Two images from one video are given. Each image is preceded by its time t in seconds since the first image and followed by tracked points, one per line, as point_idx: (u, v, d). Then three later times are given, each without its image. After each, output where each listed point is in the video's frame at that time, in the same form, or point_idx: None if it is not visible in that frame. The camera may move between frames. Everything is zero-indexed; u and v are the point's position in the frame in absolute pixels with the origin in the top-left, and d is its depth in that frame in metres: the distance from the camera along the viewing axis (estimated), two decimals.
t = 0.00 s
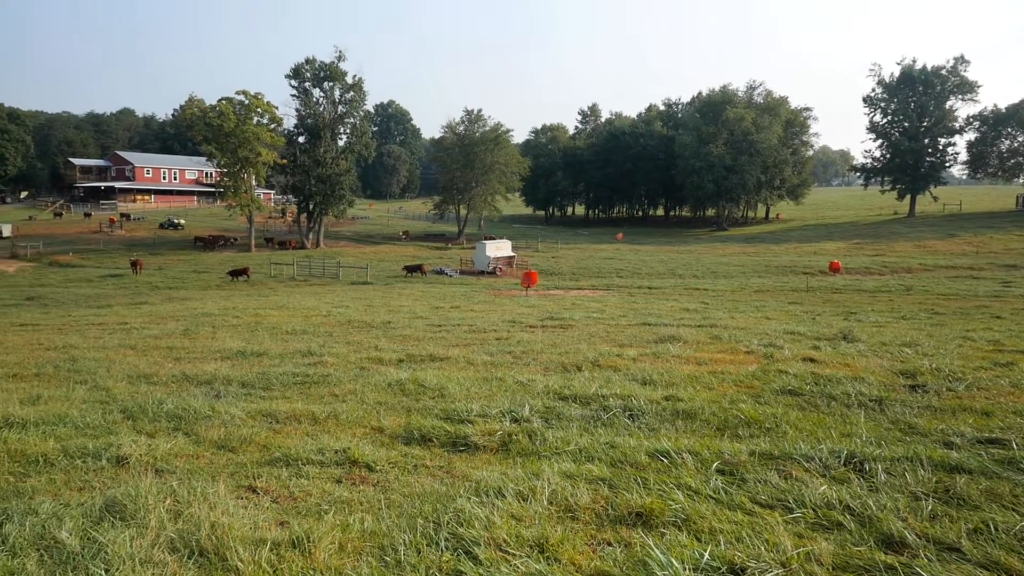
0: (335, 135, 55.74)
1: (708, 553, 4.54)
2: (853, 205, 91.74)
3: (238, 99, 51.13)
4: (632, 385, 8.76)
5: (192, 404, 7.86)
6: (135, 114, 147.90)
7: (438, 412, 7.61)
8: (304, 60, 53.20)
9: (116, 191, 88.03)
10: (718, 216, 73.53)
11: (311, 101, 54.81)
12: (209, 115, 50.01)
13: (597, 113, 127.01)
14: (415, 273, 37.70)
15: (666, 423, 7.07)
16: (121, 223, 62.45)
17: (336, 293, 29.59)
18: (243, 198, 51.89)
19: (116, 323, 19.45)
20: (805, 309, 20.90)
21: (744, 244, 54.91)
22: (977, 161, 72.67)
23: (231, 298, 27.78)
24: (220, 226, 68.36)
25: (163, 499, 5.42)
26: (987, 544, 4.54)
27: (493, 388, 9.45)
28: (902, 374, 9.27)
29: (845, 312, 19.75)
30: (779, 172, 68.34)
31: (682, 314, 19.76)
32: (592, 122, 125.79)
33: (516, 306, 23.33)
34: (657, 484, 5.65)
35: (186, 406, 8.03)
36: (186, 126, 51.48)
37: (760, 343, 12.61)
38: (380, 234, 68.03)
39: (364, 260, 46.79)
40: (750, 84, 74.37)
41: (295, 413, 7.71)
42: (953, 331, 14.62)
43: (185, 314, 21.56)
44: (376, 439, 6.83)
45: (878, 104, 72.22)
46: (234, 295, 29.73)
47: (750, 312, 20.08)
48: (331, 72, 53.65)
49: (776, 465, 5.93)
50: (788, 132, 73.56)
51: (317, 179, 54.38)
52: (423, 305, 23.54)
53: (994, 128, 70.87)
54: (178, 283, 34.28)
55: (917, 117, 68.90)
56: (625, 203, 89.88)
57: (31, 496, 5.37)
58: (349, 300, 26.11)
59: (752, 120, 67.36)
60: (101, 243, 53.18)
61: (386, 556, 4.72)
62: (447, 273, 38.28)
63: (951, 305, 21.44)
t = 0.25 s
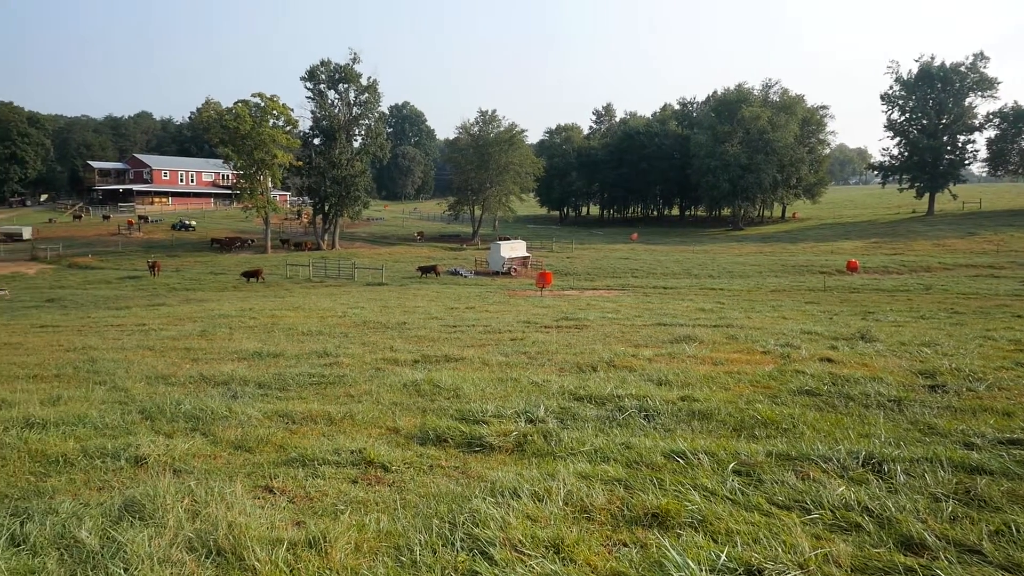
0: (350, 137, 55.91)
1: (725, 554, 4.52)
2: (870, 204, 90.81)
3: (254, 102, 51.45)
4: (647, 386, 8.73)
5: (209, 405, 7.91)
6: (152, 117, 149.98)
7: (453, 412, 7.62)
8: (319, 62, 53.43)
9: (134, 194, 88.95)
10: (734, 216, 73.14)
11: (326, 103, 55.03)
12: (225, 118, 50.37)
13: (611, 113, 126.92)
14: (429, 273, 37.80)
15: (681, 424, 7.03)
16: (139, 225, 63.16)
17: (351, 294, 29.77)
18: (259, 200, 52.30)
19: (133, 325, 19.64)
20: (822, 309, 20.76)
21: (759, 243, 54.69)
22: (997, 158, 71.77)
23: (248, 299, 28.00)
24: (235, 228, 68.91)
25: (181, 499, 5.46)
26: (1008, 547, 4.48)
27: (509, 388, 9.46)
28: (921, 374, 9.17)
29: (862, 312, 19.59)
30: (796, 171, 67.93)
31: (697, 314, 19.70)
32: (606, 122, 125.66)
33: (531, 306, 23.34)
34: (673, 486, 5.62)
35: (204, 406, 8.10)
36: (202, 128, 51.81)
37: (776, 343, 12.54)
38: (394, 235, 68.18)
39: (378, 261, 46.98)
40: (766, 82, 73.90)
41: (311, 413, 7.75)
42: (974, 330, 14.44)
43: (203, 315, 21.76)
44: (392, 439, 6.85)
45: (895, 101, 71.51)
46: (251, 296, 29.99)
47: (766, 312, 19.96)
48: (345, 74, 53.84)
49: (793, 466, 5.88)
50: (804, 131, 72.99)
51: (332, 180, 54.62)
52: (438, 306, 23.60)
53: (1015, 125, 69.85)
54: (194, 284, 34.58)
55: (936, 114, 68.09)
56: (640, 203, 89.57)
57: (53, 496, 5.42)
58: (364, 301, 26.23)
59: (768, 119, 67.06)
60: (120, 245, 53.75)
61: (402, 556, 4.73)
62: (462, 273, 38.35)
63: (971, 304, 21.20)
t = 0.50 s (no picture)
0: (364, 137, 56.10)
1: (739, 557, 4.49)
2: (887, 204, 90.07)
3: (269, 103, 51.76)
4: (661, 388, 8.71)
5: (224, 404, 7.96)
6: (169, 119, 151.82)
7: (467, 413, 7.62)
8: (333, 64, 53.67)
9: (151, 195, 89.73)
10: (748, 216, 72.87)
11: (340, 104, 55.23)
12: (240, 120, 50.66)
13: (625, 113, 126.74)
14: (441, 274, 37.91)
15: (695, 426, 7.00)
16: (156, 226, 63.69)
17: (365, 294, 29.91)
18: (273, 201, 52.63)
19: (149, 324, 19.79)
20: (837, 310, 20.64)
21: (773, 244, 54.47)
22: (1016, 158, 70.96)
23: (263, 299, 28.19)
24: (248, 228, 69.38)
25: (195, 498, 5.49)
26: None
27: (522, 388, 9.47)
28: (938, 377, 9.10)
29: (878, 313, 19.45)
30: (811, 171, 67.61)
31: (711, 315, 19.64)
32: (619, 123, 125.54)
33: (545, 307, 23.35)
34: (686, 487, 5.60)
35: (218, 406, 8.15)
36: (218, 130, 51.86)
37: (791, 344, 12.47)
38: (407, 236, 68.27)
39: (392, 261, 47.16)
40: (781, 81, 73.48)
41: (325, 413, 7.78)
42: (993, 332, 14.28)
43: (218, 315, 21.91)
44: (405, 439, 6.87)
45: (912, 101, 70.91)
46: (265, 296, 30.20)
47: (780, 313, 19.88)
48: (360, 75, 54.05)
49: (808, 468, 5.84)
50: (819, 131, 72.51)
51: (346, 181, 54.85)
52: (452, 307, 23.66)
53: None
54: (209, 284, 34.84)
55: (953, 114, 67.41)
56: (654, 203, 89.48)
57: (69, 495, 5.46)
58: (378, 301, 26.32)
59: (783, 119, 66.72)
60: (136, 246, 54.22)
61: (415, 556, 4.74)
62: (475, 274, 38.43)
63: (990, 306, 20.97)
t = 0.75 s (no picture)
0: (379, 139, 56.29)
1: (754, 559, 4.45)
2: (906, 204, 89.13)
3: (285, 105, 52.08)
4: (675, 389, 8.67)
5: (239, 404, 8.02)
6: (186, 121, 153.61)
7: (481, 413, 7.64)
8: (349, 65, 53.91)
9: (168, 197, 90.74)
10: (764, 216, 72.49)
11: (355, 106, 55.42)
12: (256, 121, 50.93)
13: (640, 113, 126.24)
14: (454, 274, 38.00)
15: (710, 427, 6.97)
16: (173, 226, 64.23)
17: (380, 295, 30.01)
18: (289, 202, 52.91)
19: (166, 324, 19.97)
20: (854, 311, 20.45)
21: (788, 244, 54.11)
22: None
23: (278, 300, 28.36)
24: (263, 229, 69.96)
25: (212, 496, 5.52)
26: None
27: (536, 389, 9.46)
28: (956, 379, 8.99)
29: (895, 314, 19.25)
30: (827, 171, 67.11)
31: (726, 316, 19.54)
32: (634, 123, 125.12)
33: (558, 308, 23.34)
34: (701, 489, 5.57)
35: (234, 405, 8.22)
36: (234, 131, 52.22)
37: (807, 346, 12.37)
38: (421, 236, 68.65)
39: (406, 262, 47.32)
40: (797, 80, 72.88)
41: (340, 413, 7.81)
42: (1014, 334, 14.08)
43: (234, 315, 22.06)
44: (420, 439, 6.88)
45: (931, 99, 70.25)
46: (281, 296, 30.41)
47: (796, 314, 19.74)
48: (374, 76, 54.25)
49: (825, 471, 5.80)
50: (836, 130, 71.89)
51: (361, 182, 55.07)
52: (466, 307, 23.70)
53: None
54: (225, 285, 35.09)
55: (973, 113, 66.66)
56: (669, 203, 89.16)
57: (88, 492, 5.52)
58: (392, 302, 26.38)
59: (799, 118, 66.21)
60: (154, 246, 54.69)
61: (428, 556, 4.75)
62: (490, 274, 38.44)
63: (1011, 308, 20.67)
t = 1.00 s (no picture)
0: (395, 140, 56.45)
1: (773, 562, 4.40)
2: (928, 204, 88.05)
3: (302, 106, 52.37)
4: (692, 389, 8.64)
5: (257, 404, 8.07)
6: (205, 123, 155.39)
7: (497, 414, 7.63)
8: (365, 67, 54.14)
9: (187, 198, 91.69)
10: (782, 216, 71.99)
11: (372, 107, 55.60)
12: (274, 123, 51.19)
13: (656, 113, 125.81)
14: (469, 274, 38.08)
15: (728, 428, 6.93)
16: (192, 227, 64.88)
17: (396, 296, 30.11)
18: (306, 203, 53.22)
19: (185, 325, 20.14)
20: (875, 312, 20.24)
21: (806, 244, 53.75)
22: None
23: (296, 301, 28.53)
24: (278, 229, 70.49)
25: (230, 495, 5.56)
26: None
27: (552, 389, 9.45)
28: (980, 381, 8.86)
29: (916, 315, 19.02)
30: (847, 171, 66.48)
31: (744, 317, 19.41)
32: (651, 123, 124.67)
33: (575, 308, 23.30)
34: (719, 491, 5.54)
35: (252, 405, 8.27)
36: (252, 133, 52.63)
37: (826, 347, 12.27)
38: (438, 237, 69.05)
39: (422, 262, 47.44)
40: (816, 79, 72.27)
41: (357, 413, 7.84)
42: None
43: (252, 316, 22.20)
44: (436, 439, 6.89)
45: (953, 97, 69.45)
46: (299, 297, 30.60)
47: (815, 315, 19.56)
48: (391, 77, 54.40)
49: (844, 473, 5.74)
50: (856, 130, 71.13)
51: (378, 183, 55.26)
52: (482, 308, 23.72)
53: None
54: (243, 285, 35.39)
55: (995, 111, 65.76)
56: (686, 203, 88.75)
57: (109, 491, 5.58)
58: (409, 302, 26.48)
59: (818, 117, 65.63)
60: (173, 247, 55.24)
61: (445, 556, 4.75)
62: (506, 275, 38.44)
63: None
